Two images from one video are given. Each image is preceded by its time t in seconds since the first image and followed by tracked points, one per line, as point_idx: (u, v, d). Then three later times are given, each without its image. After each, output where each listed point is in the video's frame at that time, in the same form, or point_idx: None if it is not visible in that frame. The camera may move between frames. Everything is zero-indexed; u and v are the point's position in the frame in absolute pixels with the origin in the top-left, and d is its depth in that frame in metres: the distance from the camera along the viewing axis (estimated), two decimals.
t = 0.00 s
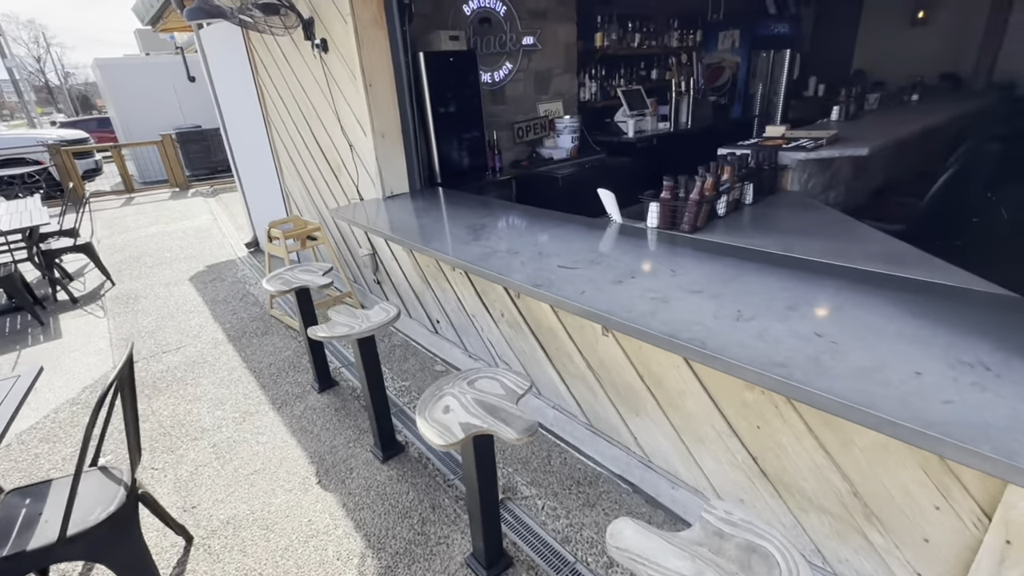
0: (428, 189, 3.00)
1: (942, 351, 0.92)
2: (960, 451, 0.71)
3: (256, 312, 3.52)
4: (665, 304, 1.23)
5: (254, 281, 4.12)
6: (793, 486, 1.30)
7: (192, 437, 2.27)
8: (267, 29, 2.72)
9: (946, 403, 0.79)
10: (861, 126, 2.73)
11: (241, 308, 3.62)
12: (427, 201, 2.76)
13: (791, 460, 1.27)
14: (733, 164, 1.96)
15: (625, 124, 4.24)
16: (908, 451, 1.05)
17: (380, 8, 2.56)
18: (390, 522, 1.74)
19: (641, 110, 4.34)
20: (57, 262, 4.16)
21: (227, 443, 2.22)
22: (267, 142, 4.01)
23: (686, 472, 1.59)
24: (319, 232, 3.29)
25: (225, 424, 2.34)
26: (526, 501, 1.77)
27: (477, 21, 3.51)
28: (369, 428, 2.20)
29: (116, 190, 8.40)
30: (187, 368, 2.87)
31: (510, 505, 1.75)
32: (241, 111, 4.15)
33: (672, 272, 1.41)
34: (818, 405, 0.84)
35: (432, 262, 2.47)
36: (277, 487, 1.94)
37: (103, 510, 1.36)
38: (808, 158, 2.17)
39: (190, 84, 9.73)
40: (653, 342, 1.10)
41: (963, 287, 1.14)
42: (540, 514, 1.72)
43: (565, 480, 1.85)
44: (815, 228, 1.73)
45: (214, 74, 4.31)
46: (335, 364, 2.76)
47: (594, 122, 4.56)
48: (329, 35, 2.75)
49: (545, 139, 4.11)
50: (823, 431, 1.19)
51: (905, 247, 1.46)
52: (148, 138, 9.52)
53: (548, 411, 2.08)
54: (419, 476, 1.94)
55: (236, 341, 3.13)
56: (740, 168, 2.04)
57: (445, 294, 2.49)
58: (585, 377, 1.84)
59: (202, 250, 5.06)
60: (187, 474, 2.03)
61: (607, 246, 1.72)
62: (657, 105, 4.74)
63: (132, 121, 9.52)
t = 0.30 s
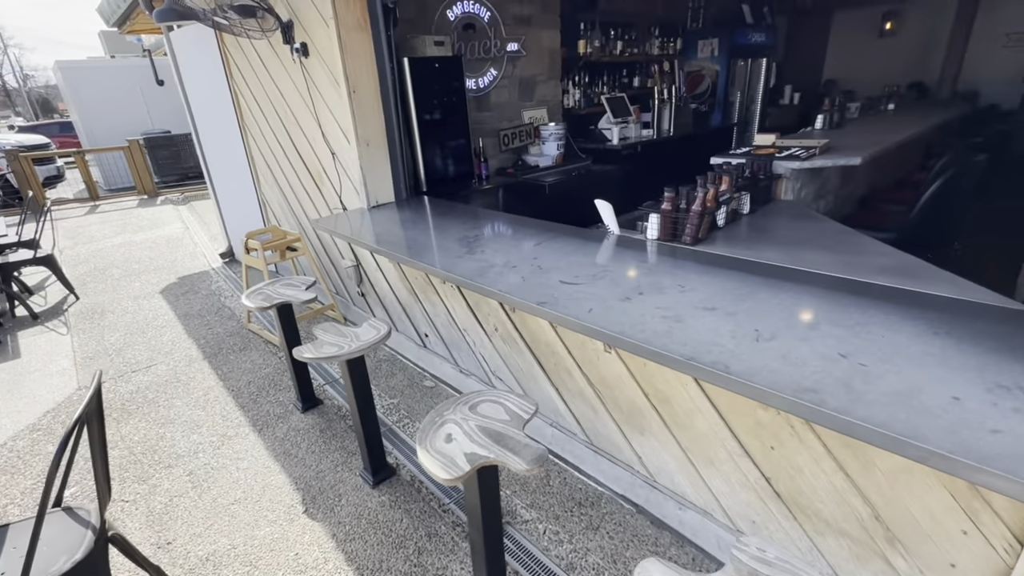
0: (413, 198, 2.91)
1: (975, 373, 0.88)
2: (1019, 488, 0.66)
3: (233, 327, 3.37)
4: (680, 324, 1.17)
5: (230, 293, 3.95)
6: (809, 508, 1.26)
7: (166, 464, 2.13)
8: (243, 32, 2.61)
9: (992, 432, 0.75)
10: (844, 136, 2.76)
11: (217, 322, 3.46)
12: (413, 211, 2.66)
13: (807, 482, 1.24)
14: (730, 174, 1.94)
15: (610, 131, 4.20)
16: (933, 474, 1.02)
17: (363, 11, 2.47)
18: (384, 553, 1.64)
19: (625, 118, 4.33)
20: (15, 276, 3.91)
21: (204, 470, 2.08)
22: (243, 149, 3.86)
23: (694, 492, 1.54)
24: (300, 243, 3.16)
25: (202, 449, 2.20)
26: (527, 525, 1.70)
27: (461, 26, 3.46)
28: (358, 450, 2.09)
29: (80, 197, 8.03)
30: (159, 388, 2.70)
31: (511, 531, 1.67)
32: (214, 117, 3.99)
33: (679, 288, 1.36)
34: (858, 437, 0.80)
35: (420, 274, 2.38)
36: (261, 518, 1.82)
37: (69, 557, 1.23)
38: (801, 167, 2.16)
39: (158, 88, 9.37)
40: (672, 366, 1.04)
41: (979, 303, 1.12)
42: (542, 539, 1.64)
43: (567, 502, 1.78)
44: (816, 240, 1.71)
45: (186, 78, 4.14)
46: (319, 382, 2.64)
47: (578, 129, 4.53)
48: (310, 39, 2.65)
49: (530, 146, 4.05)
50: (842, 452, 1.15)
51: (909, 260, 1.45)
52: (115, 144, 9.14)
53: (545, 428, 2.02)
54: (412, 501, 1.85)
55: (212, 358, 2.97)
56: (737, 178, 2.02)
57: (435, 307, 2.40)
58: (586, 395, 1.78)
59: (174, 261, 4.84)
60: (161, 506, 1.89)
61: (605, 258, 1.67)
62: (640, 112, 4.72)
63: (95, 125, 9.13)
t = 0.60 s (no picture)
0: (400, 206, 2.86)
1: (983, 381, 0.89)
2: None
3: (209, 339, 3.24)
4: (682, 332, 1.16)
5: (205, 304, 3.81)
6: (813, 516, 1.25)
7: (142, 486, 2.02)
8: (220, 35, 2.52)
9: (1010, 441, 0.75)
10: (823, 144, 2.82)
11: (192, 335, 3.33)
12: (400, 218, 2.60)
13: (812, 490, 1.23)
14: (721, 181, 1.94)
15: (592, 138, 4.24)
16: (940, 481, 1.02)
17: (347, 14, 2.41)
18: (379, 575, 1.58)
19: (607, 125, 4.36)
20: None
21: (182, 492, 1.98)
22: (218, 155, 3.73)
23: (695, 502, 1.52)
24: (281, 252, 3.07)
25: (180, 469, 2.10)
26: (525, 540, 1.65)
27: (445, 32, 3.41)
28: (346, 466, 2.02)
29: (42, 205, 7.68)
30: (131, 405, 2.57)
31: (509, 549, 1.62)
32: (188, 123, 3.86)
33: (680, 296, 1.35)
34: (875, 447, 0.79)
35: (408, 284, 2.33)
36: (245, 541, 1.73)
37: None
38: (787, 174, 2.19)
39: (124, 92, 9.05)
40: (682, 377, 1.02)
41: (976, 309, 1.13)
42: (541, 554, 1.60)
43: (564, 514, 1.75)
44: (807, 246, 1.72)
45: (157, 82, 4.00)
46: (302, 396, 2.56)
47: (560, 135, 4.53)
48: (291, 43, 2.58)
49: (515, 153, 4.03)
50: (847, 460, 1.15)
51: (900, 266, 1.47)
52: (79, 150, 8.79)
53: (540, 439, 1.98)
54: (406, 519, 1.79)
55: (188, 373, 2.85)
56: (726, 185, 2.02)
57: (424, 317, 2.35)
58: (582, 405, 1.75)
59: (145, 271, 4.65)
60: (137, 532, 1.79)
61: (600, 265, 1.65)
62: (621, 119, 4.73)
63: (57, 130, 8.76)
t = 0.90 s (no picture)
0: (383, 213, 2.82)
1: (966, 380, 0.92)
2: None
3: (184, 351, 3.14)
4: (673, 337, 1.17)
5: (179, 315, 3.70)
6: (802, 517, 1.27)
7: (115, 507, 1.94)
8: (195, 40, 2.46)
9: (995, 439, 0.77)
10: (798, 151, 2.89)
11: (166, 347, 3.22)
12: (382, 226, 2.57)
13: (801, 491, 1.25)
14: (703, 187, 1.97)
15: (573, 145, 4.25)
16: (926, 479, 1.04)
17: (326, 20, 2.38)
18: None
19: (586, 132, 4.40)
20: None
21: (158, 511, 1.90)
22: (193, 163, 3.64)
23: (686, 506, 1.53)
24: (259, 260, 3.01)
25: (155, 487, 2.02)
26: (515, 550, 1.63)
27: (425, 39, 3.40)
28: (331, 479, 1.98)
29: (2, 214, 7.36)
30: (102, 422, 2.47)
31: (500, 559, 1.60)
32: (160, 130, 3.76)
33: (668, 301, 1.36)
34: (868, 448, 0.80)
35: (392, 291, 2.30)
36: (226, 560, 1.67)
37: None
38: (766, 181, 2.23)
39: (91, 97, 8.76)
40: (675, 382, 1.02)
41: (953, 311, 1.17)
42: (532, 563, 1.59)
43: (554, 523, 1.74)
44: (787, 250, 1.76)
45: (127, 87, 3.90)
46: (283, 408, 2.49)
47: (541, 143, 4.56)
48: (270, 49, 2.54)
49: (496, 160, 4.03)
50: (835, 461, 1.17)
51: (879, 269, 1.52)
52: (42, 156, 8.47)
53: (529, 446, 1.97)
54: (394, 532, 1.75)
55: (162, 387, 2.75)
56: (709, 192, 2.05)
57: (409, 325, 2.32)
58: (571, 411, 1.75)
59: (114, 282, 4.49)
60: (111, 555, 1.71)
61: (587, 270, 1.66)
62: (600, 127, 4.74)
63: (19, 136, 8.44)
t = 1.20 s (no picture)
0: (362, 222, 2.80)
1: (926, 381, 0.96)
2: (988, 490, 0.71)
3: (158, 365, 3.07)
4: (651, 343, 1.19)
5: (153, 327, 3.61)
6: (777, 517, 1.31)
7: (85, 527, 1.88)
8: (170, 49, 2.43)
9: (953, 437, 0.81)
10: (769, 159, 2.97)
11: (139, 360, 3.14)
12: (362, 236, 2.55)
13: (775, 492, 1.28)
14: (678, 195, 2.02)
15: (552, 153, 4.30)
16: (892, 477, 1.08)
17: (303, 29, 2.37)
18: None
19: (565, 140, 4.49)
20: None
21: (132, 530, 1.85)
22: (167, 173, 3.58)
23: (666, 509, 1.55)
24: (237, 271, 2.96)
25: (128, 506, 1.97)
26: (498, 558, 1.63)
27: (403, 49, 3.40)
28: (311, 492, 1.95)
29: None
30: (72, 440, 2.39)
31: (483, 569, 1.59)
32: (133, 139, 3.68)
33: (645, 308, 1.39)
34: (836, 448, 0.83)
35: (371, 300, 2.29)
36: None
37: None
38: (738, 190, 2.30)
39: (59, 104, 8.54)
40: (652, 388, 1.05)
41: (914, 314, 1.23)
42: (515, 571, 1.59)
43: (537, 530, 1.74)
44: (759, 256, 1.82)
45: (98, 94, 3.81)
46: (262, 421, 2.45)
47: (521, 151, 4.60)
48: (246, 58, 2.52)
49: (476, 168, 4.05)
50: (807, 462, 1.20)
51: (846, 275, 1.57)
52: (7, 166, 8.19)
53: (511, 454, 1.98)
54: (375, 544, 1.74)
55: (135, 401, 2.68)
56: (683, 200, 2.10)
57: (389, 334, 2.31)
58: (553, 418, 1.76)
59: (84, 295, 4.36)
60: None
61: (566, 278, 1.68)
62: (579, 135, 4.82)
63: None
